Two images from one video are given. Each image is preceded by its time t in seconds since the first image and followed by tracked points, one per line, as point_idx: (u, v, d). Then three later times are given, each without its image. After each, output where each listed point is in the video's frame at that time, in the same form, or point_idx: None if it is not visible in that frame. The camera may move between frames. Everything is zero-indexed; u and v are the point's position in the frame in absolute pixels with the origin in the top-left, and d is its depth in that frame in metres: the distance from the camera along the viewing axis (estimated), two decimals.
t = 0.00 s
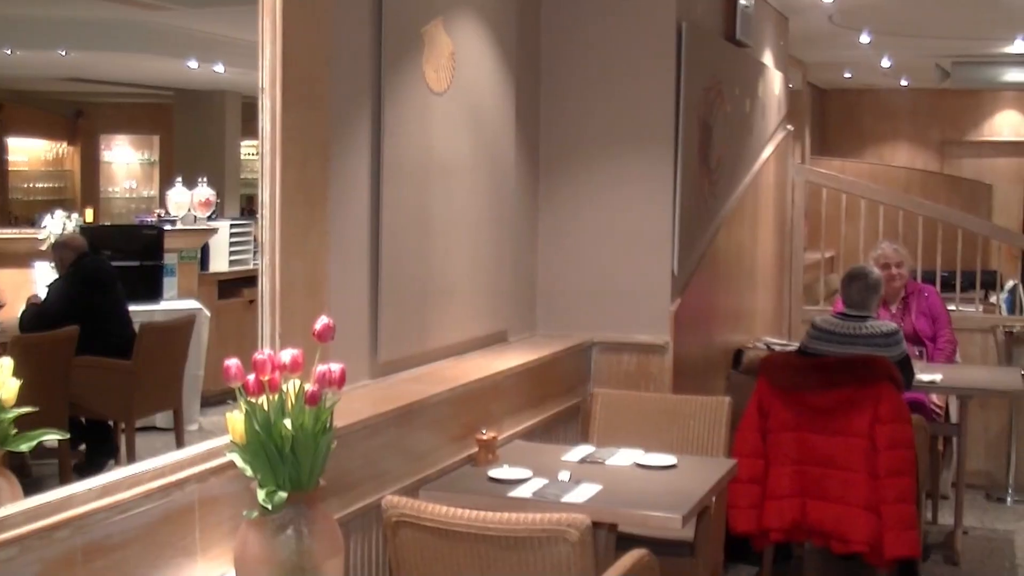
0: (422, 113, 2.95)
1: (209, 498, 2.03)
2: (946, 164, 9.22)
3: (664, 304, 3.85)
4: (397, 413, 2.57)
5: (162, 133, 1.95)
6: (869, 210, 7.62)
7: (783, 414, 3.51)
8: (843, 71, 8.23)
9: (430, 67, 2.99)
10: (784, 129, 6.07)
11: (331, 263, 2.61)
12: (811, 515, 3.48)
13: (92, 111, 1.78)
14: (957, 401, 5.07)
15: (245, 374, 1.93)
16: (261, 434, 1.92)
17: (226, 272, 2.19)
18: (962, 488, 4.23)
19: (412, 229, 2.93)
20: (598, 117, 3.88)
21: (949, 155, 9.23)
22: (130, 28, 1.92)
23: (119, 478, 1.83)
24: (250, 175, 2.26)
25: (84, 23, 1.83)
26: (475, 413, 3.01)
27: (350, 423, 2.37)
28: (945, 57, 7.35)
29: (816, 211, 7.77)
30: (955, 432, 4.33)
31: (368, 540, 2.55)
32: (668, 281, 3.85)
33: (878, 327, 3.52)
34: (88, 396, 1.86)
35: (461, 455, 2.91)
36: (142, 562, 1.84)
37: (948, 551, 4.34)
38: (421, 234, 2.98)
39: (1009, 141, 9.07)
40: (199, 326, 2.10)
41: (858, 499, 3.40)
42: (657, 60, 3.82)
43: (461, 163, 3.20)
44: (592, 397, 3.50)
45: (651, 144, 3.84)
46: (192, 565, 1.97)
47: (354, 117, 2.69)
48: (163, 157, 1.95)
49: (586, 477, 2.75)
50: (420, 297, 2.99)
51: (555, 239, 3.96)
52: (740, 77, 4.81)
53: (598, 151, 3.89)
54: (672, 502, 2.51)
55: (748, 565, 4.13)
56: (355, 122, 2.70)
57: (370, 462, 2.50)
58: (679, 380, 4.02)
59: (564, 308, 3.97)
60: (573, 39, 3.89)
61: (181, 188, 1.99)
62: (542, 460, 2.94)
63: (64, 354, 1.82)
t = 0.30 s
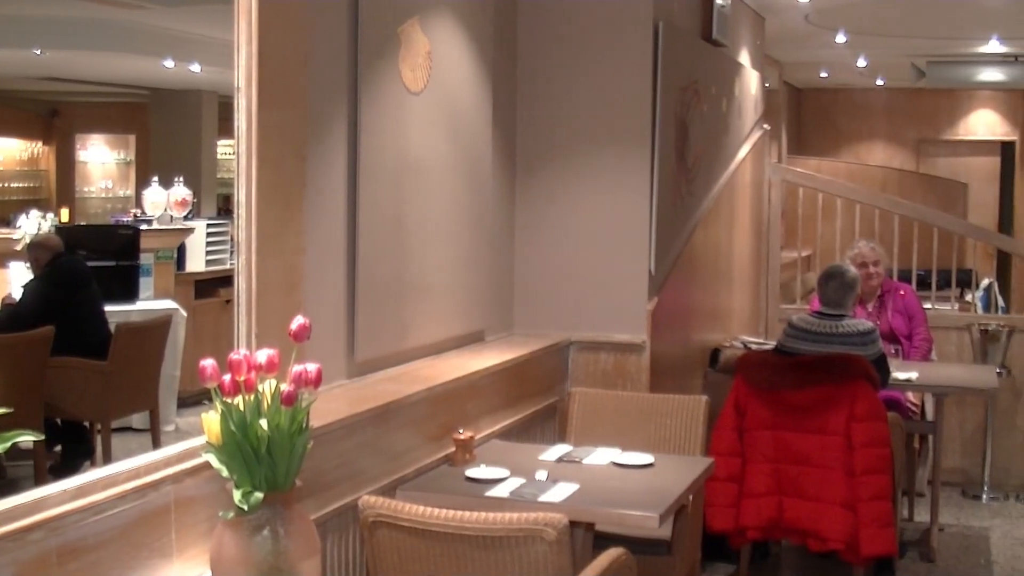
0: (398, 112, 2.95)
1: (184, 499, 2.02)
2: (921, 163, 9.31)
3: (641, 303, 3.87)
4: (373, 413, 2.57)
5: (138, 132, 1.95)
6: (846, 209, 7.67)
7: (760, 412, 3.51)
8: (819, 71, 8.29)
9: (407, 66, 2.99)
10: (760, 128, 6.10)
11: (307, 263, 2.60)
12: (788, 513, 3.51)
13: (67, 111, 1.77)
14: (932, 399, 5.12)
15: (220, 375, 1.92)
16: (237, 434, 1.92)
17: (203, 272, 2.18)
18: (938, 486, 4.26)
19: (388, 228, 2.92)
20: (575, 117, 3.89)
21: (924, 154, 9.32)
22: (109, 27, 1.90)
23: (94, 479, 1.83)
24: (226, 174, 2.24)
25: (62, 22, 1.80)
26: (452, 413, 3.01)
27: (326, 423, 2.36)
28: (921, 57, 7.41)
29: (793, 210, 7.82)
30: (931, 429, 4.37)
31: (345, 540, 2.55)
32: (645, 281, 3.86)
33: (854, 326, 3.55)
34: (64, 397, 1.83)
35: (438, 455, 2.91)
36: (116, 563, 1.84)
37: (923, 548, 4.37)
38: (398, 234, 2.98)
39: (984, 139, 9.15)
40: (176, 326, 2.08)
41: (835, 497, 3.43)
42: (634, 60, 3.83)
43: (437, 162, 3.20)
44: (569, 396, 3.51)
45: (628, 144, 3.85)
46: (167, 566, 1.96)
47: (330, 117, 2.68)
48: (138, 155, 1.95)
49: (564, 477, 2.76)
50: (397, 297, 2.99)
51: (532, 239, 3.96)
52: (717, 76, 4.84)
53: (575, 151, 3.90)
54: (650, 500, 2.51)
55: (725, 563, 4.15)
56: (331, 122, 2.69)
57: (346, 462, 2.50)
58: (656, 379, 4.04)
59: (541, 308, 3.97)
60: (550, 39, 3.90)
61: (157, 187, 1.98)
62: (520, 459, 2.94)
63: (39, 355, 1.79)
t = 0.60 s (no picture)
0: (368, 112, 2.94)
1: (153, 501, 2.01)
2: (891, 162, 9.39)
3: (611, 303, 3.88)
4: (344, 414, 2.57)
5: (106, 132, 1.93)
6: (816, 209, 7.73)
7: (730, 412, 3.54)
8: (790, 70, 8.34)
9: (377, 65, 2.98)
10: (731, 128, 6.14)
11: (277, 263, 2.59)
12: (759, 512, 3.53)
13: (35, 111, 1.78)
14: (902, 398, 5.17)
15: (189, 376, 1.91)
16: (206, 436, 1.90)
17: (173, 273, 2.16)
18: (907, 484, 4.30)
19: (359, 229, 2.92)
20: (545, 117, 3.90)
21: (894, 154, 9.40)
22: (77, 26, 1.89)
23: (63, 481, 1.81)
24: (196, 175, 2.23)
25: (29, 22, 1.79)
26: (423, 413, 3.01)
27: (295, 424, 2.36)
28: (890, 57, 7.48)
29: (764, 210, 7.87)
30: (900, 428, 4.41)
31: (316, 541, 2.54)
32: (615, 281, 3.88)
33: (825, 325, 3.58)
34: (31, 399, 1.82)
35: (409, 456, 2.91)
36: (84, 566, 1.82)
37: (893, 546, 4.42)
38: (368, 234, 2.97)
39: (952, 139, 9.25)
40: (145, 327, 2.06)
41: (805, 496, 3.45)
42: (605, 61, 3.84)
43: (408, 162, 3.19)
44: (540, 396, 3.52)
45: (598, 145, 3.86)
46: (136, 568, 1.95)
47: (299, 117, 2.67)
48: (107, 154, 1.93)
49: (535, 477, 2.76)
50: (368, 298, 2.99)
51: (502, 239, 3.97)
52: (688, 76, 4.86)
53: (545, 151, 3.91)
54: (621, 500, 2.52)
55: (696, 562, 4.18)
56: (300, 121, 2.68)
57: (317, 463, 2.49)
58: (627, 379, 4.05)
59: (512, 308, 3.98)
60: (520, 39, 3.90)
61: (126, 187, 1.97)
62: (492, 459, 2.95)
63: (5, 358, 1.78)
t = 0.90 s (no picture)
0: (340, 112, 2.93)
1: (126, 502, 2.00)
2: (863, 162, 9.47)
3: (585, 303, 3.89)
4: (317, 415, 2.56)
5: (78, 133, 1.91)
6: (789, 208, 7.79)
7: (704, 411, 3.56)
8: (762, 70, 8.40)
9: (349, 65, 2.97)
10: (704, 128, 6.17)
11: (249, 263, 2.58)
12: (732, 511, 3.55)
13: (5, 110, 1.78)
14: (874, 396, 5.21)
15: (160, 377, 1.90)
16: (178, 437, 1.90)
17: (146, 273, 2.15)
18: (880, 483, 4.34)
19: (332, 228, 2.91)
20: (518, 117, 3.90)
21: (866, 154, 9.48)
22: (48, 25, 1.87)
23: (34, 482, 1.80)
24: (167, 175, 2.22)
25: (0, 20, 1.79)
26: (396, 413, 3.01)
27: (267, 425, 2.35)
28: (862, 57, 7.55)
29: (737, 210, 7.92)
30: (872, 427, 4.45)
31: (289, 542, 2.53)
32: (589, 280, 3.89)
33: (798, 325, 3.61)
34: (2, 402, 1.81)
35: (383, 456, 2.91)
36: (55, 568, 1.81)
37: (867, 545, 4.46)
38: (341, 234, 2.96)
39: (924, 139, 9.34)
40: (117, 327, 2.06)
41: (778, 495, 3.47)
42: (578, 62, 3.85)
43: (381, 162, 3.19)
44: (514, 395, 3.53)
45: (572, 145, 3.87)
46: (108, 570, 1.94)
47: (272, 116, 2.66)
48: (79, 155, 1.92)
49: (509, 477, 2.76)
50: (341, 298, 2.98)
51: (475, 239, 3.97)
52: (660, 76, 4.89)
53: (518, 151, 3.91)
54: (595, 500, 2.53)
55: (670, 561, 4.20)
56: (273, 121, 2.67)
57: (290, 464, 2.48)
58: (601, 378, 4.07)
59: (486, 308, 3.98)
60: (493, 40, 3.91)
61: (98, 188, 1.95)
62: (465, 459, 2.95)
63: None
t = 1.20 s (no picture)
0: (318, 112, 2.93)
1: (104, 503, 1.99)
2: (841, 162, 9.52)
3: (563, 303, 3.90)
4: (295, 415, 2.56)
5: (56, 133, 1.92)
6: (766, 207, 7.83)
7: (683, 410, 3.57)
8: (740, 70, 8.43)
9: (327, 65, 2.97)
10: (682, 128, 6.19)
11: (226, 264, 2.57)
12: (711, 510, 3.57)
13: None
14: (852, 396, 5.25)
15: (137, 377, 1.89)
16: (155, 437, 1.89)
17: (122, 274, 2.15)
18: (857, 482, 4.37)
19: (310, 229, 2.90)
20: (496, 117, 3.91)
21: (843, 154, 9.53)
22: (27, 25, 1.88)
23: (11, 483, 1.80)
24: (144, 175, 2.22)
25: None
26: (374, 413, 3.00)
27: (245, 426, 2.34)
28: (839, 57, 7.61)
29: (715, 209, 7.95)
30: (850, 426, 4.48)
31: (267, 543, 2.52)
32: (568, 281, 3.90)
33: (776, 324, 3.63)
34: None
35: (361, 456, 2.91)
36: (33, 569, 1.80)
37: (845, 543, 4.49)
38: (319, 234, 2.96)
39: (901, 139, 9.41)
40: (94, 328, 2.06)
41: (757, 494, 3.49)
42: (556, 62, 3.85)
43: (358, 162, 3.18)
44: (492, 396, 3.53)
45: (550, 145, 3.88)
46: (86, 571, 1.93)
47: (250, 116, 2.66)
48: (57, 156, 1.91)
49: (488, 477, 2.77)
50: (318, 298, 2.97)
51: (453, 239, 3.97)
52: (638, 76, 4.90)
53: (496, 151, 3.92)
54: (574, 500, 2.54)
55: (649, 561, 4.21)
56: (251, 121, 2.66)
57: (268, 465, 2.48)
58: (579, 378, 4.08)
59: (464, 308, 3.98)
60: (471, 40, 3.91)
61: (75, 188, 1.94)
62: (444, 460, 2.95)
63: None
